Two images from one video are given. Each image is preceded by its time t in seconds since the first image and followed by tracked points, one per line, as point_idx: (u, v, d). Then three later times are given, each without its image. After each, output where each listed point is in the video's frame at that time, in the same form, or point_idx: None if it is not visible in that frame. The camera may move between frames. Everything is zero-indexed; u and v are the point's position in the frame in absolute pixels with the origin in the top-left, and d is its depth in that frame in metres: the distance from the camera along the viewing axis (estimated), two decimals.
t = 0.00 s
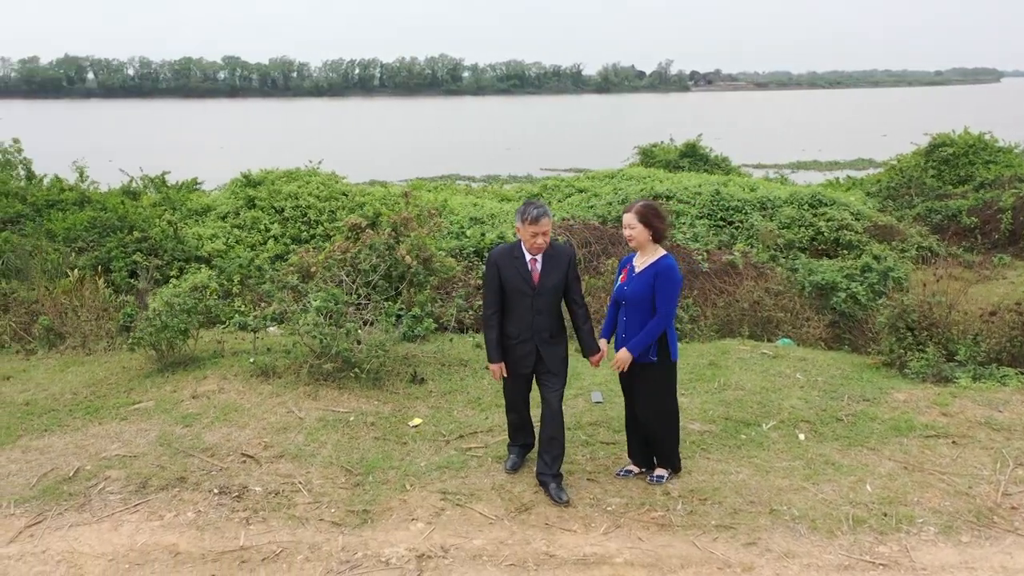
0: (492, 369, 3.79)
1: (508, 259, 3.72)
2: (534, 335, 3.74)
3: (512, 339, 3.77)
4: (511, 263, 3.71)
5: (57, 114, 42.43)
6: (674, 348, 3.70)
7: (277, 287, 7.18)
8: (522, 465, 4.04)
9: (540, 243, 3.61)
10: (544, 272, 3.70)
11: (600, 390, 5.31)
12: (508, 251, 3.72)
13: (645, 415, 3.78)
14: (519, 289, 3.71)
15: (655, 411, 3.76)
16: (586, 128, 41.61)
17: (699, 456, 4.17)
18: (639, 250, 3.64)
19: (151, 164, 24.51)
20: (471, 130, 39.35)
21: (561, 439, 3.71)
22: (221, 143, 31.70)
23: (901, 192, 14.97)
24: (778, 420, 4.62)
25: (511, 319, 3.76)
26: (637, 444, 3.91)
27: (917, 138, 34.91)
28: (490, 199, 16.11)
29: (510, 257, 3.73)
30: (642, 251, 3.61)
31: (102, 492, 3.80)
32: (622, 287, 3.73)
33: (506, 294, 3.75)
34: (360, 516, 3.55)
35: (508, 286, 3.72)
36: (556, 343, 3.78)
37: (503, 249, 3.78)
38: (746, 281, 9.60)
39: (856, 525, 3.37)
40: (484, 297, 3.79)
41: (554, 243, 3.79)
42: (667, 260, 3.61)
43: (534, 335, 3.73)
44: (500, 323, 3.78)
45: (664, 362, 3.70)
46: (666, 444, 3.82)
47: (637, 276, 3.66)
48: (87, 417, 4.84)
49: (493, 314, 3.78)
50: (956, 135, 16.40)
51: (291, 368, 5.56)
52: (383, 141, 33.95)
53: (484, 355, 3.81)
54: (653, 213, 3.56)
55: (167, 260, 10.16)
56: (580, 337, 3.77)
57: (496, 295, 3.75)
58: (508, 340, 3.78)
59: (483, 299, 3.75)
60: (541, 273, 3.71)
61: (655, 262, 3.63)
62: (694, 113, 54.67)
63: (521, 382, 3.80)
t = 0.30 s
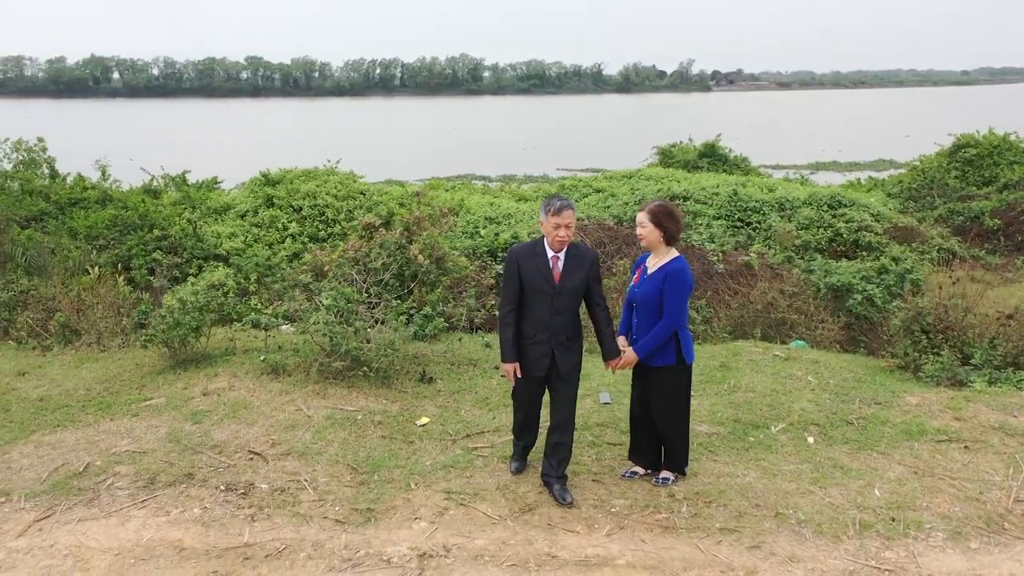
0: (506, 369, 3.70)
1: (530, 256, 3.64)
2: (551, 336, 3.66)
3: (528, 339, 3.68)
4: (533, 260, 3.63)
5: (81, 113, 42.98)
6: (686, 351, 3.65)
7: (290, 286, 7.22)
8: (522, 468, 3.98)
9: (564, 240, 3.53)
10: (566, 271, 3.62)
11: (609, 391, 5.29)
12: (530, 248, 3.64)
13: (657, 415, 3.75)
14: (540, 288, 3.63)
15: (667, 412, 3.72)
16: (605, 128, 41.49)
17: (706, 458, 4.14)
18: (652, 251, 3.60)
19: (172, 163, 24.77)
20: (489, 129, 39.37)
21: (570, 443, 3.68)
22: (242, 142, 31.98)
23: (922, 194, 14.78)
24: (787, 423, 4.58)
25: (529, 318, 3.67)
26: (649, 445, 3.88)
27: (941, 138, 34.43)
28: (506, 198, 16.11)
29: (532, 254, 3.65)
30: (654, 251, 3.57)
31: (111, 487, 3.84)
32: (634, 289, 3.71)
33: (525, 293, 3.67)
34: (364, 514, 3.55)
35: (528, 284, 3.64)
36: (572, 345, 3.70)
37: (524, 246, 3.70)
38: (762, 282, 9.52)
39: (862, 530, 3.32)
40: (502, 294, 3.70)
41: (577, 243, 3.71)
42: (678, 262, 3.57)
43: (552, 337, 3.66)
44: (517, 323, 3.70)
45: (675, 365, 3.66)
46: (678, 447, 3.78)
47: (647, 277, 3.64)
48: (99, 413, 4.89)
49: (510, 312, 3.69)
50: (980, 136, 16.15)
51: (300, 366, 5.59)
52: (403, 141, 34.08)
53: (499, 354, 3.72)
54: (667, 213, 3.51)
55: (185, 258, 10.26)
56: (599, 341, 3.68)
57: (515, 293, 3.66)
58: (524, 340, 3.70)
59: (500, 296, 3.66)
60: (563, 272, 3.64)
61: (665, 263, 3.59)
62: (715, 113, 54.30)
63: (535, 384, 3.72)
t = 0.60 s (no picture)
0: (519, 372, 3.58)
1: (549, 257, 3.54)
2: (567, 339, 3.56)
3: (543, 342, 3.58)
4: (552, 262, 3.53)
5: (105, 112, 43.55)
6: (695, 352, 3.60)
7: (303, 284, 7.27)
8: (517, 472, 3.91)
9: (587, 242, 3.44)
10: (585, 274, 3.53)
11: (617, 392, 5.27)
12: (549, 248, 3.54)
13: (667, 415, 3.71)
14: (559, 291, 3.52)
15: (677, 412, 3.68)
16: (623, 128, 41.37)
17: (713, 460, 4.11)
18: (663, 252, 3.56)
19: (193, 163, 25.04)
20: (508, 129, 39.40)
21: (579, 445, 3.66)
22: (262, 142, 32.24)
23: (944, 195, 14.59)
24: (796, 425, 4.54)
25: (546, 320, 3.57)
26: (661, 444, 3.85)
27: (965, 139, 33.95)
28: (523, 198, 16.12)
29: (550, 255, 3.55)
30: (666, 253, 3.53)
31: (120, 483, 3.89)
32: (644, 290, 3.68)
33: (542, 295, 3.56)
34: (368, 512, 3.56)
35: (545, 286, 3.54)
36: (587, 350, 3.60)
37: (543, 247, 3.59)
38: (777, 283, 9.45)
39: (868, 535, 3.29)
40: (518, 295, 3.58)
41: (595, 245, 3.62)
42: (687, 263, 3.51)
43: (568, 340, 3.55)
44: (532, 325, 3.59)
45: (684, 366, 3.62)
46: (688, 448, 3.74)
47: (657, 279, 3.60)
48: (111, 409, 4.95)
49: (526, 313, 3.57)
50: (1005, 136, 15.91)
51: (310, 364, 5.62)
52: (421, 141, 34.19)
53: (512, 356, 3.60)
54: (679, 215, 3.46)
55: (203, 256, 10.37)
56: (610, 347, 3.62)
57: (532, 294, 3.55)
58: (539, 342, 3.59)
59: (517, 297, 3.54)
60: (583, 275, 3.54)
61: (675, 265, 3.53)
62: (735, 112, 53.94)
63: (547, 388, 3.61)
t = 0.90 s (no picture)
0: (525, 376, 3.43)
1: (559, 258, 3.42)
2: (577, 343, 3.45)
3: (551, 345, 3.45)
4: (562, 262, 3.41)
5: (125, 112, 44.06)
6: (694, 354, 3.57)
7: (314, 283, 7.31)
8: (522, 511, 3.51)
9: (598, 243, 3.34)
10: (596, 277, 3.43)
11: (624, 393, 5.25)
12: (560, 249, 3.42)
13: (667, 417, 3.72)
14: (570, 292, 3.41)
15: (678, 414, 3.67)
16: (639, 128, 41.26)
17: (718, 462, 4.09)
18: (667, 251, 3.54)
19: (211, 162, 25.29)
20: (523, 130, 39.41)
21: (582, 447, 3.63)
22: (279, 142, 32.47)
23: (962, 196, 14.43)
24: (803, 428, 4.50)
25: (554, 324, 3.45)
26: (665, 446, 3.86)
27: (986, 140, 33.56)
28: (538, 198, 16.13)
29: (560, 257, 3.43)
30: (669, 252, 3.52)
31: (126, 479, 3.93)
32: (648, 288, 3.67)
33: (551, 297, 3.44)
34: (370, 511, 3.57)
35: (556, 288, 3.42)
36: (596, 354, 3.50)
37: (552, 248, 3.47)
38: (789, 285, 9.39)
39: (872, 539, 3.26)
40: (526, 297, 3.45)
41: (604, 247, 3.52)
42: (689, 263, 3.49)
43: (577, 344, 3.45)
44: (540, 328, 3.46)
45: (684, 367, 3.60)
46: (688, 450, 3.74)
47: (658, 277, 3.59)
48: (120, 406, 5.01)
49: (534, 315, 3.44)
50: None
51: (318, 363, 5.64)
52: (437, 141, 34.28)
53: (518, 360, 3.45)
54: (682, 214, 3.43)
55: (218, 255, 10.46)
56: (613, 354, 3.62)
57: (541, 296, 3.42)
58: (546, 345, 3.46)
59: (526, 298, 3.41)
60: (593, 278, 3.44)
61: (677, 265, 3.50)
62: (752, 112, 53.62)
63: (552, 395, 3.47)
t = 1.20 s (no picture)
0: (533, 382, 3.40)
1: (561, 261, 3.40)
2: (584, 346, 3.43)
3: (558, 350, 3.43)
4: (565, 265, 3.40)
5: (142, 112, 44.50)
6: (692, 353, 3.57)
7: (322, 283, 7.34)
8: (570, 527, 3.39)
9: (598, 243, 3.34)
10: (599, 279, 3.42)
11: (627, 395, 5.24)
12: (561, 252, 3.41)
13: (666, 418, 3.71)
14: (574, 295, 3.40)
15: (676, 414, 3.68)
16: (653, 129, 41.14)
17: (720, 464, 4.07)
18: (663, 252, 3.54)
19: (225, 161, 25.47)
20: (536, 130, 39.39)
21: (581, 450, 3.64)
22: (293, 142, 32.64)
23: (978, 198, 14.28)
24: (806, 431, 4.47)
25: (559, 328, 3.43)
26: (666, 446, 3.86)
27: (1004, 141, 33.19)
28: (549, 199, 16.12)
29: (562, 260, 3.41)
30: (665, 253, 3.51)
31: (129, 477, 3.96)
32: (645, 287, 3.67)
33: (555, 301, 3.42)
34: (369, 511, 3.58)
35: (559, 292, 3.40)
36: (602, 356, 3.49)
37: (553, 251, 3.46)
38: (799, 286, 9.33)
39: (873, 543, 3.24)
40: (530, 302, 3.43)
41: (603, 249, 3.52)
42: (685, 262, 3.47)
43: (584, 347, 3.43)
44: (545, 332, 3.44)
45: (682, 366, 3.59)
46: (688, 450, 3.75)
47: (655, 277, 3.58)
48: (126, 404, 5.05)
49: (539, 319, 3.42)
50: None
51: (322, 362, 5.65)
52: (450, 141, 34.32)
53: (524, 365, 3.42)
54: (675, 214, 3.43)
55: (231, 254, 10.53)
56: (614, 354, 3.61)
57: (545, 300, 3.40)
58: (552, 350, 3.44)
59: (530, 303, 3.38)
60: (596, 280, 3.43)
61: (673, 264, 3.49)
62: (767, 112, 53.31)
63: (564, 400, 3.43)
